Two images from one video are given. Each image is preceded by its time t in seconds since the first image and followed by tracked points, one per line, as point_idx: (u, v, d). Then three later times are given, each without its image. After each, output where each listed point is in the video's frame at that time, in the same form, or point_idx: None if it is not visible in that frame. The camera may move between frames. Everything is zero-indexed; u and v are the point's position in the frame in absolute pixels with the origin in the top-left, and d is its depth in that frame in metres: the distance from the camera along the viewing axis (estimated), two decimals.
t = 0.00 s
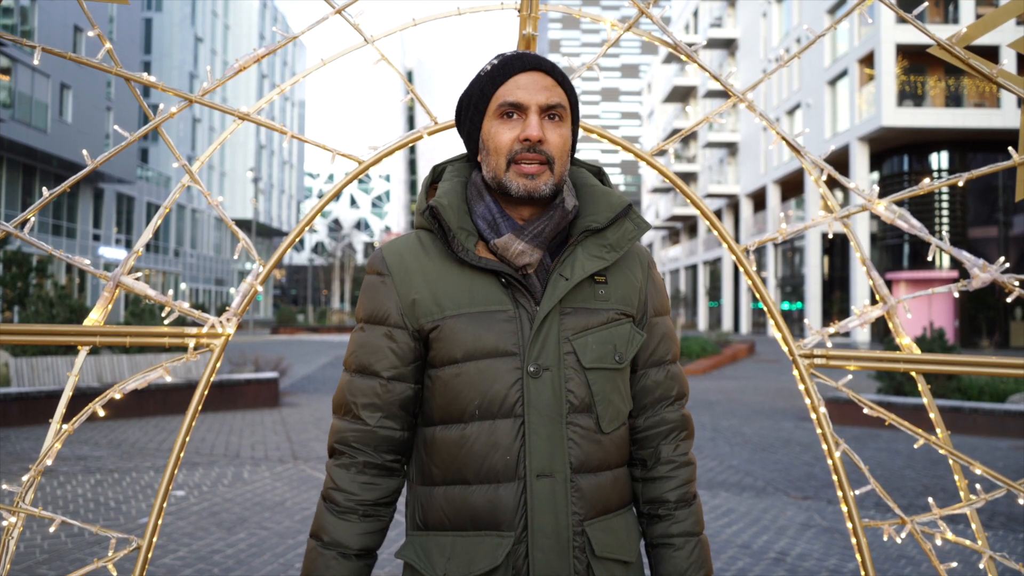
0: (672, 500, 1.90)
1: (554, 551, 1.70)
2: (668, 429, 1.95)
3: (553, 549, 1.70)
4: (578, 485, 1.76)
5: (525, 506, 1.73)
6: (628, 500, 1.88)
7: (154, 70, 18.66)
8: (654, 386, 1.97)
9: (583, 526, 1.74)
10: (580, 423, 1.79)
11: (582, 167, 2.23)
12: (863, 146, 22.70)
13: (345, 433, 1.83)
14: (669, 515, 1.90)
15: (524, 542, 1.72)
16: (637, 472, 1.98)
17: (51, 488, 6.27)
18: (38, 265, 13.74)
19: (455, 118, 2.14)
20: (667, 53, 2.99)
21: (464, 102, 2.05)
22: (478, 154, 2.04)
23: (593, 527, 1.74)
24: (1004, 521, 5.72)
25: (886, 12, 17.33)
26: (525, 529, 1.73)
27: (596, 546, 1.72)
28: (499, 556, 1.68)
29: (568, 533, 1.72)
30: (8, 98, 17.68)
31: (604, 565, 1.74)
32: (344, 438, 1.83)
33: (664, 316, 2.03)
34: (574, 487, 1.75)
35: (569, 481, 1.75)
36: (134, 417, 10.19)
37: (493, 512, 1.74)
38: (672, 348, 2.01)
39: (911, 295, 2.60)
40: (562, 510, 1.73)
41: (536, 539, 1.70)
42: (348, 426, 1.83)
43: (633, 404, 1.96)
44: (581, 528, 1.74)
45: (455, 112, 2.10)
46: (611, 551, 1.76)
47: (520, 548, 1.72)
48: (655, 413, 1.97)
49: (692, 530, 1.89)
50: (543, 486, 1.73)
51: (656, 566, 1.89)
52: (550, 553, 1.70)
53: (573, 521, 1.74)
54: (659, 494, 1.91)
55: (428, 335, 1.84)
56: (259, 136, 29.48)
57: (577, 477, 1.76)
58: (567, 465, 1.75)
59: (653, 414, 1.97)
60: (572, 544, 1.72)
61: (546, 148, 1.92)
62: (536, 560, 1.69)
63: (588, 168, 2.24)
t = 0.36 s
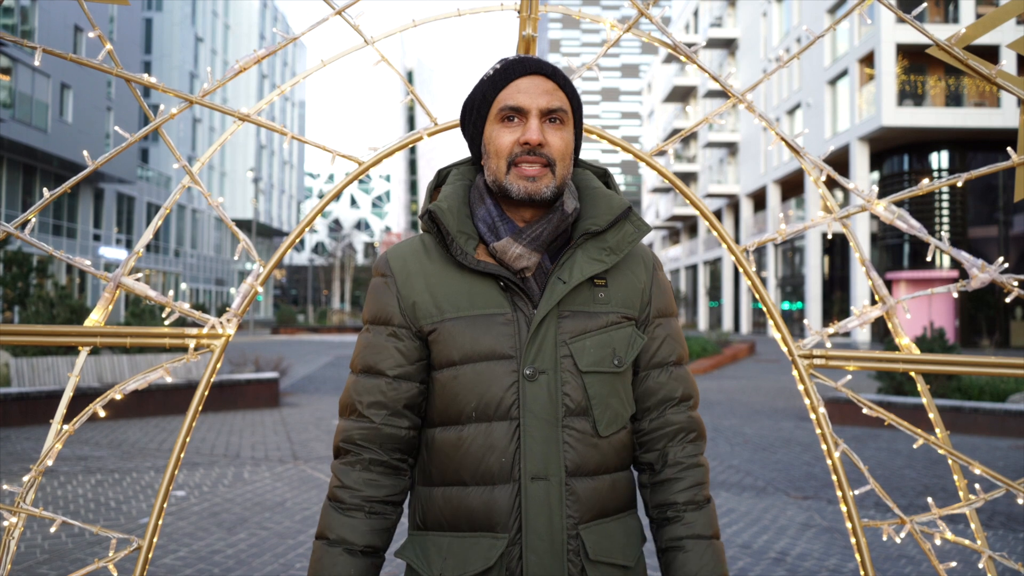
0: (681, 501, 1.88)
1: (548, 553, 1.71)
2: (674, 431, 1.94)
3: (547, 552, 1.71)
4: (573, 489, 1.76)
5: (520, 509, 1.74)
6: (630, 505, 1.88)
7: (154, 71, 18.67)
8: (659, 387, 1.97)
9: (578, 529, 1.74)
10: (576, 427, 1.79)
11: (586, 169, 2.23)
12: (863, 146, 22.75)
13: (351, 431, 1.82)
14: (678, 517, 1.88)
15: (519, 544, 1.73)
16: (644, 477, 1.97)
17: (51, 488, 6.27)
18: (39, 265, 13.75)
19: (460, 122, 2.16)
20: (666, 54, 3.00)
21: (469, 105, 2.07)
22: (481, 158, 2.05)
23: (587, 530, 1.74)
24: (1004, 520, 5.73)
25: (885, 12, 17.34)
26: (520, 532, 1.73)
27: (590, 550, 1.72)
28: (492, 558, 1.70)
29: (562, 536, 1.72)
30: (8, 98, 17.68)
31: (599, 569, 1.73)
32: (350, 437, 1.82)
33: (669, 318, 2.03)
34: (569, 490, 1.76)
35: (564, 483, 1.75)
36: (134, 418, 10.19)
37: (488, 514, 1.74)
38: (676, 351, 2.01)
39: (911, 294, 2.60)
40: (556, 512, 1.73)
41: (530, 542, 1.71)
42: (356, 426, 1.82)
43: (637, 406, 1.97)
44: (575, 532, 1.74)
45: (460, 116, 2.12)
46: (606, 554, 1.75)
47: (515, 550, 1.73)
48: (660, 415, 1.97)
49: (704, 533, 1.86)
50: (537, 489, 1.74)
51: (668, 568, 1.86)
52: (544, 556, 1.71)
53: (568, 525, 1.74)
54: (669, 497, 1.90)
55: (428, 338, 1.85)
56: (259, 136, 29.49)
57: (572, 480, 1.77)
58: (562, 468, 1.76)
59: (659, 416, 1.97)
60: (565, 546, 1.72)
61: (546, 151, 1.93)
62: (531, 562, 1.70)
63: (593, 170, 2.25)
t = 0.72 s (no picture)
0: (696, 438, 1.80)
1: (548, 557, 1.71)
2: (684, 420, 1.92)
3: (547, 556, 1.71)
4: (572, 493, 1.77)
5: (520, 514, 1.74)
6: (630, 507, 1.89)
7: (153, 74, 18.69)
8: (664, 386, 1.97)
9: (577, 533, 1.75)
10: (576, 431, 1.80)
11: (586, 175, 2.24)
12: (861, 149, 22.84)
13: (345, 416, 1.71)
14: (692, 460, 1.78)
15: (519, 548, 1.73)
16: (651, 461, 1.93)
17: (50, 492, 6.27)
18: (38, 269, 13.77)
19: (460, 128, 2.17)
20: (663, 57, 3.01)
21: (470, 113, 2.08)
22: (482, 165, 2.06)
23: (587, 534, 1.75)
24: (1003, 523, 5.72)
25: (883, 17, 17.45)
26: (520, 536, 1.74)
27: (590, 554, 1.73)
28: (494, 562, 1.70)
29: (562, 540, 1.73)
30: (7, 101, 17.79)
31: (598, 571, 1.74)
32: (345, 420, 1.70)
33: (671, 320, 2.05)
34: (569, 494, 1.77)
35: (564, 488, 1.76)
36: (133, 421, 10.18)
37: (488, 518, 1.75)
38: (679, 352, 2.02)
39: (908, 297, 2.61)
40: (556, 516, 1.74)
41: (531, 547, 1.71)
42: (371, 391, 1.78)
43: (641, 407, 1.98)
44: (575, 536, 1.75)
45: (461, 124, 2.13)
46: (605, 558, 1.76)
47: (515, 554, 1.73)
48: (669, 410, 1.95)
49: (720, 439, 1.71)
50: (537, 493, 1.74)
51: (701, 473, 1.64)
52: (544, 559, 1.71)
53: (568, 529, 1.75)
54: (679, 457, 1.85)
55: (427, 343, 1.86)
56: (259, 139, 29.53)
57: (572, 485, 1.77)
58: (562, 473, 1.77)
59: (669, 411, 1.95)
60: (565, 551, 1.73)
61: (547, 161, 1.94)
62: (531, 566, 1.70)
63: (593, 176, 2.25)
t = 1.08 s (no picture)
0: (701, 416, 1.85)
1: (549, 560, 1.71)
2: (683, 413, 1.93)
3: (547, 558, 1.71)
4: (572, 495, 1.77)
5: (521, 517, 1.74)
6: (629, 507, 1.89)
7: (151, 77, 18.68)
8: (665, 383, 1.98)
9: (577, 536, 1.75)
10: (575, 434, 1.80)
11: (583, 177, 2.25)
12: (859, 152, 22.81)
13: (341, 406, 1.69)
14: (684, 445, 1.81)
15: (519, 550, 1.73)
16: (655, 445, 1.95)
17: (48, 495, 6.26)
18: (36, 271, 13.74)
19: (459, 129, 2.17)
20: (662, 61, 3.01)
21: (468, 116, 2.08)
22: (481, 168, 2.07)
23: (587, 537, 1.75)
24: (1001, 526, 5.73)
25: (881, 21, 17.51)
26: (521, 538, 1.73)
27: (591, 556, 1.74)
28: (494, 565, 1.70)
29: (562, 542, 1.73)
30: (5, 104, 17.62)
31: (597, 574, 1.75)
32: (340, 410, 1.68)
33: (668, 321, 2.05)
34: (569, 497, 1.77)
35: (564, 491, 1.76)
36: (131, 424, 10.16)
37: (488, 521, 1.75)
38: (677, 352, 2.02)
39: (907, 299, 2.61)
40: (556, 519, 1.74)
41: (531, 549, 1.71)
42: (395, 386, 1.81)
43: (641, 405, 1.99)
44: (575, 538, 1.75)
45: (459, 126, 2.13)
46: (605, 559, 1.77)
47: (515, 558, 1.73)
48: (669, 406, 1.96)
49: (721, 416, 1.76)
50: (537, 497, 1.74)
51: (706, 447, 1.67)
52: (544, 562, 1.71)
53: (568, 531, 1.75)
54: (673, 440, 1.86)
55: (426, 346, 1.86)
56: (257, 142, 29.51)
57: (571, 487, 1.78)
58: (562, 475, 1.77)
59: (668, 407, 1.96)
60: (566, 553, 1.73)
61: (546, 168, 1.95)
62: (532, 567, 1.70)
63: (589, 178, 2.26)
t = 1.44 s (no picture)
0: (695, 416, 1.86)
1: (548, 560, 1.71)
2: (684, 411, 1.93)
3: (548, 558, 1.71)
4: (572, 496, 1.77)
5: (520, 517, 1.74)
6: (628, 506, 1.90)
7: (151, 77, 18.68)
8: (664, 380, 1.97)
9: (577, 536, 1.76)
10: (574, 434, 1.81)
11: (580, 176, 2.25)
12: (859, 152, 22.79)
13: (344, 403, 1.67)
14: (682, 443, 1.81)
15: (520, 551, 1.73)
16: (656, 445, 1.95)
17: (48, 494, 6.25)
18: (36, 271, 13.74)
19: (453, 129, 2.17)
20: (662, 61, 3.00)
21: (462, 116, 2.08)
22: (476, 169, 2.07)
23: (587, 537, 1.76)
24: (1001, 526, 5.73)
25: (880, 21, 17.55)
26: (521, 539, 1.74)
27: (590, 556, 1.74)
28: (494, 568, 1.70)
29: (562, 543, 1.73)
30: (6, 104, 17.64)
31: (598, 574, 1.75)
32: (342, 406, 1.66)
33: (665, 319, 2.05)
34: (568, 497, 1.77)
35: (563, 491, 1.76)
36: (131, 424, 10.16)
37: (488, 523, 1.75)
38: (675, 349, 2.02)
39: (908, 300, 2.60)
40: (556, 520, 1.74)
41: (530, 550, 1.71)
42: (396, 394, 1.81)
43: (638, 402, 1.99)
44: (575, 538, 1.75)
45: (453, 126, 2.13)
46: (605, 560, 1.77)
47: (516, 559, 1.73)
48: (667, 403, 1.96)
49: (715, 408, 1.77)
50: (537, 497, 1.74)
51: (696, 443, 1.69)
52: (544, 562, 1.71)
53: (567, 532, 1.75)
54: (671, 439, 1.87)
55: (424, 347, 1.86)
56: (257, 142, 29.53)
57: (571, 488, 1.78)
58: (561, 476, 1.77)
59: (668, 403, 1.96)
60: (566, 553, 1.73)
61: (541, 168, 1.95)
62: (532, 567, 1.70)
63: (586, 177, 2.27)
